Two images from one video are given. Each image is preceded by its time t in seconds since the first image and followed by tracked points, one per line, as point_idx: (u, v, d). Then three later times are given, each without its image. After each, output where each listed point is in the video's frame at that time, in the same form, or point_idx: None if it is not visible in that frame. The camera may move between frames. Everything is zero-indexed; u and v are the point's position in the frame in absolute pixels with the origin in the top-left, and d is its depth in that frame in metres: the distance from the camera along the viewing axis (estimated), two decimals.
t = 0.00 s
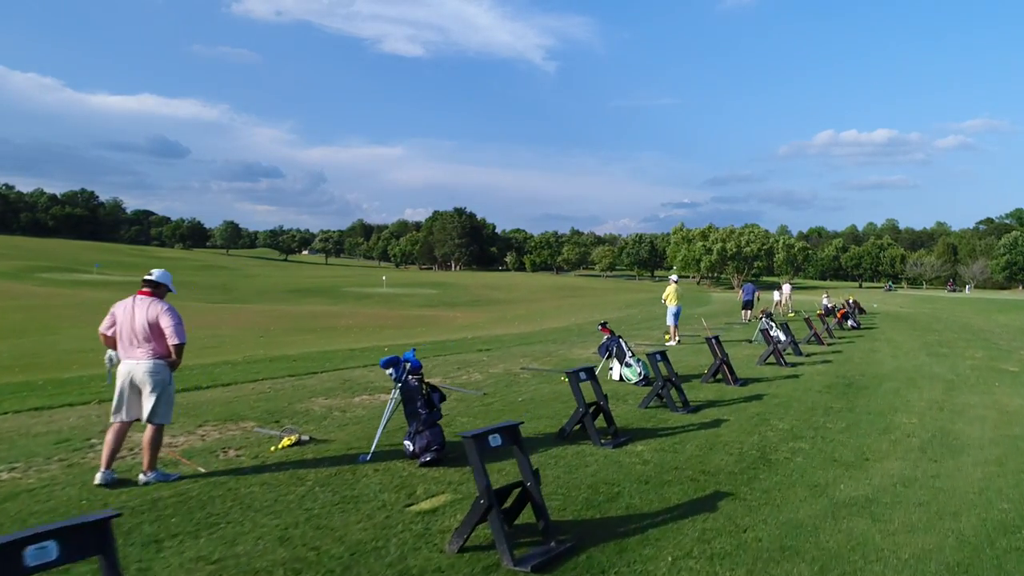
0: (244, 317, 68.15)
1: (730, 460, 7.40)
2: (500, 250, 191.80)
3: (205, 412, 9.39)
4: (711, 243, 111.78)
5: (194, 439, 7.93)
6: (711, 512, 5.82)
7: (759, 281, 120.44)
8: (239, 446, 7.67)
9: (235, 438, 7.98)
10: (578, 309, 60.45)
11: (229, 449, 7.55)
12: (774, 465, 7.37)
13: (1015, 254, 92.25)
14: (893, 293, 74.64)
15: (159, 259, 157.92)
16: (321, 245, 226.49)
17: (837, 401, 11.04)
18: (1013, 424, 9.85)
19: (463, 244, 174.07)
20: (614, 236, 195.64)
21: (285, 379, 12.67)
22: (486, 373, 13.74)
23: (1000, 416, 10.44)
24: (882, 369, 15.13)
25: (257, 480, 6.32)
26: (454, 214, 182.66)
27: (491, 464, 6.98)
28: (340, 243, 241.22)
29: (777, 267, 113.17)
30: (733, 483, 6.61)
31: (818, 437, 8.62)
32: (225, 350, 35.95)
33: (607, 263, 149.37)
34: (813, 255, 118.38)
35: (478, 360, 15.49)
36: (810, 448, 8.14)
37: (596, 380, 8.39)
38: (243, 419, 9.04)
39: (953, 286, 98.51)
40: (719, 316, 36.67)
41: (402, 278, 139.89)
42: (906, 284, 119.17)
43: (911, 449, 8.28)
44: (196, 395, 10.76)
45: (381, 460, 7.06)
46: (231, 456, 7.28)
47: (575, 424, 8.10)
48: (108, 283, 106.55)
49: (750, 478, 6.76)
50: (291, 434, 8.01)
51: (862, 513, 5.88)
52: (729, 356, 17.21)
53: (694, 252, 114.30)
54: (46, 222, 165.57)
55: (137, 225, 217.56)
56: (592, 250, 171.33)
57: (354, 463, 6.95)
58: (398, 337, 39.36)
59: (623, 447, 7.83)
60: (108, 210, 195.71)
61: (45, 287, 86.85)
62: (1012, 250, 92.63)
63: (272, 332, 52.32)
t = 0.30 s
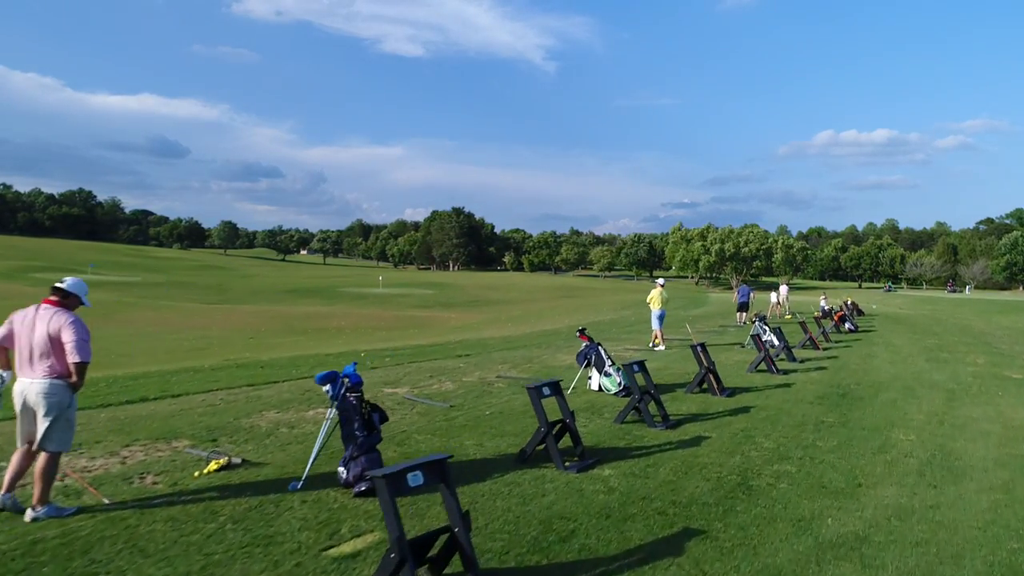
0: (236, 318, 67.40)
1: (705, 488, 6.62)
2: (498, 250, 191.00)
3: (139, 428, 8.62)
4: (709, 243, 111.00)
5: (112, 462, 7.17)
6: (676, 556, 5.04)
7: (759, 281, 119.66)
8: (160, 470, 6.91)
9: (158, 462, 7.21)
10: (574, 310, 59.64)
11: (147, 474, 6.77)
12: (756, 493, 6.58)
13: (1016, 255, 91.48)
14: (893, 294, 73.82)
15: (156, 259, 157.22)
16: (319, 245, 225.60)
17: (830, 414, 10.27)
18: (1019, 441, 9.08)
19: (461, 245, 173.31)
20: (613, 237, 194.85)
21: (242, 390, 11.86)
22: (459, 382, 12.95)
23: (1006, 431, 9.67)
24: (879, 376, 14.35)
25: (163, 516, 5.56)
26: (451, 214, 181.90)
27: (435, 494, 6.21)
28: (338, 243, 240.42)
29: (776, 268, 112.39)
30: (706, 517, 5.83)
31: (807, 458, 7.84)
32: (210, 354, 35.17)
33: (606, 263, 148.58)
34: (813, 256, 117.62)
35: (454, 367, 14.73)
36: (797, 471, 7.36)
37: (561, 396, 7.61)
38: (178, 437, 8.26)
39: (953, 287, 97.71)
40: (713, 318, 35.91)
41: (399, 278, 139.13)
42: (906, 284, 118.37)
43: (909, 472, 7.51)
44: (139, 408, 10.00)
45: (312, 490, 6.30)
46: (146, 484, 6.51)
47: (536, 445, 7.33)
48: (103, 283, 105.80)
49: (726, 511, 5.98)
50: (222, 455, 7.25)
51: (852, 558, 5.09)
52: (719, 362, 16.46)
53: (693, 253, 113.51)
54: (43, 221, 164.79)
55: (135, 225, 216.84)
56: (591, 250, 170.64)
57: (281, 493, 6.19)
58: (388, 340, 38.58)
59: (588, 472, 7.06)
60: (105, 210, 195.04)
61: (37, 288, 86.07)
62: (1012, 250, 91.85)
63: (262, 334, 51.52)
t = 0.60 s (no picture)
0: (228, 318, 66.62)
1: (674, 520, 5.86)
2: (497, 250, 190.34)
3: (61, 447, 7.85)
4: (708, 243, 110.29)
5: (9, 489, 6.37)
6: None
7: (757, 281, 118.87)
8: (61, 499, 6.12)
9: (62, 488, 6.41)
10: (568, 311, 58.88)
11: (43, 505, 5.97)
12: (732, 526, 5.82)
13: (1016, 255, 90.70)
14: (894, 295, 73.02)
15: (152, 259, 156.50)
16: (317, 245, 225.00)
17: (822, 428, 9.49)
18: None
19: (459, 245, 172.63)
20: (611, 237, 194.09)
21: (193, 399, 11.09)
22: (429, 390, 12.18)
23: (1013, 447, 8.88)
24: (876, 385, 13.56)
25: (36, 561, 4.80)
26: (449, 214, 181.21)
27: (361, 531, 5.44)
28: (337, 243, 239.75)
29: (774, 268, 111.62)
30: (672, 559, 5.07)
31: (793, 481, 7.09)
32: (193, 356, 34.44)
33: (604, 263, 147.81)
34: (812, 256, 116.84)
35: (427, 374, 13.97)
36: (781, 498, 6.59)
37: (519, 413, 6.82)
38: (98, 457, 7.46)
39: (953, 287, 97.00)
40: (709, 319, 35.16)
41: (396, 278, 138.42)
42: (905, 284, 117.57)
43: (907, 497, 6.73)
44: (72, 421, 9.22)
45: (224, 524, 5.52)
46: (38, 516, 5.73)
47: (489, 468, 6.54)
48: (97, 283, 105.07)
49: (696, 552, 5.21)
50: (136, 480, 6.47)
51: None
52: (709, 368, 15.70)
53: (691, 253, 112.84)
54: (40, 221, 164.19)
55: (133, 225, 216.28)
56: (590, 250, 169.88)
57: (187, 529, 5.42)
58: (377, 341, 37.81)
59: (545, 500, 6.28)
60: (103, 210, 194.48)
61: (29, 289, 85.36)
62: (1012, 251, 91.12)
63: (252, 335, 50.79)
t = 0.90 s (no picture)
0: (220, 319, 65.88)
1: (634, 557, 5.08)
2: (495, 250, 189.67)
3: None
4: (706, 243, 109.52)
5: None
6: None
7: (756, 281, 118.05)
8: None
9: None
10: (564, 311, 58.16)
11: None
12: (701, 564, 5.04)
13: (1017, 255, 89.86)
14: (894, 296, 70.95)
15: (149, 259, 155.78)
16: (316, 245, 224.31)
17: (812, 442, 8.69)
18: None
19: (457, 245, 171.85)
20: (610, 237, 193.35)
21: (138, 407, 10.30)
22: (396, 398, 11.40)
23: (1021, 463, 8.09)
24: (872, 391, 12.78)
25: None
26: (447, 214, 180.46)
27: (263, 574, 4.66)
28: (335, 243, 239.05)
29: (773, 268, 110.80)
30: None
31: (775, 506, 6.31)
32: (176, 358, 33.63)
33: (602, 263, 147.02)
34: (811, 256, 116.03)
35: (398, 379, 13.16)
36: (760, 527, 5.81)
37: (467, 429, 6.05)
38: None
39: (953, 288, 96.19)
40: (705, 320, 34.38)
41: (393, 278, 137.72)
42: (905, 284, 116.71)
43: (903, 526, 5.96)
44: None
45: (105, 566, 4.73)
46: None
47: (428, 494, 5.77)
48: (91, 283, 104.28)
49: None
50: (26, 507, 5.69)
51: None
52: (698, 372, 14.93)
53: (689, 253, 112.13)
54: (36, 221, 163.44)
55: (131, 224, 215.30)
56: (588, 250, 169.16)
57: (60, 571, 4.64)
58: (365, 343, 37.04)
59: (489, 532, 5.49)
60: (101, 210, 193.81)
61: (22, 289, 84.66)
62: (1013, 251, 90.27)
63: (241, 336, 50.07)
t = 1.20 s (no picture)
0: (212, 319, 65.10)
1: None
2: (493, 250, 189.01)
3: None
4: (704, 243, 108.81)
5: None
6: None
7: (755, 281, 117.27)
8: None
9: None
10: (559, 311, 57.40)
11: None
12: None
13: (1017, 255, 88.98)
14: (894, 296, 70.14)
15: (145, 259, 155.09)
16: (314, 245, 223.59)
17: (799, 457, 7.92)
18: None
19: (455, 245, 171.09)
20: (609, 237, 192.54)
21: (71, 415, 9.50)
22: (355, 406, 10.61)
23: None
24: (868, 398, 12.01)
25: None
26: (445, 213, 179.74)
27: None
28: (333, 244, 238.26)
29: (772, 268, 110.04)
30: None
31: (750, 538, 5.52)
32: (158, 360, 32.79)
33: (600, 263, 146.28)
34: (809, 256, 115.28)
35: (364, 384, 12.42)
36: (729, 566, 5.01)
37: (396, 450, 5.29)
38: None
39: (952, 288, 95.40)
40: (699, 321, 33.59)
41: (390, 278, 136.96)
42: (905, 284, 115.84)
43: (897, 562, 5.18)
44: None
45: None
46: None
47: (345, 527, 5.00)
48: (85, 283, 103.49)
49: None
50: None
51: None
52: (684, 376, 14.18)
53: (687, 253, 111.51)
54: (33, 221, 162.60)
55: (128, 224, 214.47)
56: (586, 250, 168.34)
57: None
58: (353, 345, 36.29)
59: (415, 572, 4.73)
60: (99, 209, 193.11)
61: (14, 289, 83.88)
62: (1014, 250, 89.41)
63: (230, 337, 49.27)
